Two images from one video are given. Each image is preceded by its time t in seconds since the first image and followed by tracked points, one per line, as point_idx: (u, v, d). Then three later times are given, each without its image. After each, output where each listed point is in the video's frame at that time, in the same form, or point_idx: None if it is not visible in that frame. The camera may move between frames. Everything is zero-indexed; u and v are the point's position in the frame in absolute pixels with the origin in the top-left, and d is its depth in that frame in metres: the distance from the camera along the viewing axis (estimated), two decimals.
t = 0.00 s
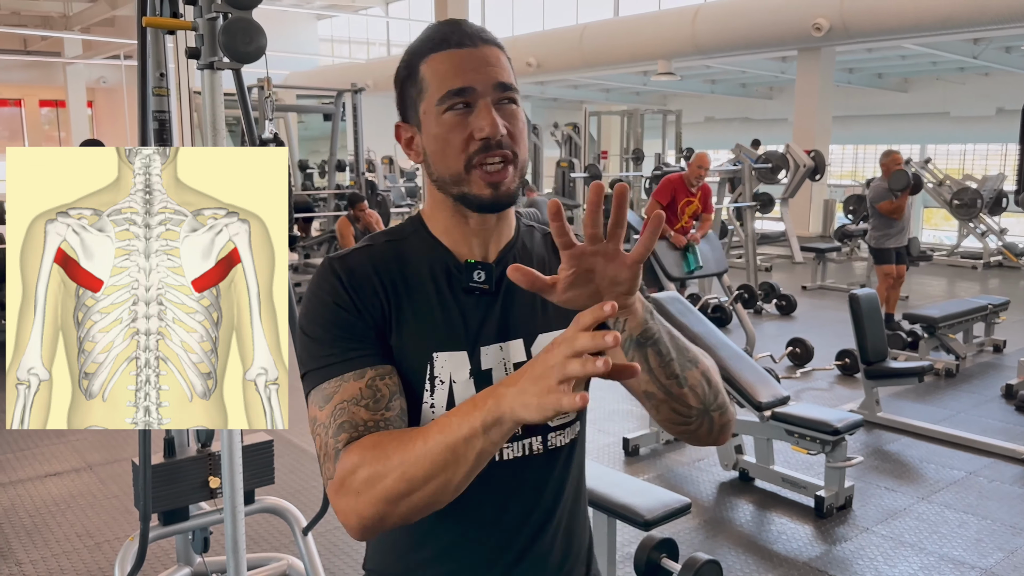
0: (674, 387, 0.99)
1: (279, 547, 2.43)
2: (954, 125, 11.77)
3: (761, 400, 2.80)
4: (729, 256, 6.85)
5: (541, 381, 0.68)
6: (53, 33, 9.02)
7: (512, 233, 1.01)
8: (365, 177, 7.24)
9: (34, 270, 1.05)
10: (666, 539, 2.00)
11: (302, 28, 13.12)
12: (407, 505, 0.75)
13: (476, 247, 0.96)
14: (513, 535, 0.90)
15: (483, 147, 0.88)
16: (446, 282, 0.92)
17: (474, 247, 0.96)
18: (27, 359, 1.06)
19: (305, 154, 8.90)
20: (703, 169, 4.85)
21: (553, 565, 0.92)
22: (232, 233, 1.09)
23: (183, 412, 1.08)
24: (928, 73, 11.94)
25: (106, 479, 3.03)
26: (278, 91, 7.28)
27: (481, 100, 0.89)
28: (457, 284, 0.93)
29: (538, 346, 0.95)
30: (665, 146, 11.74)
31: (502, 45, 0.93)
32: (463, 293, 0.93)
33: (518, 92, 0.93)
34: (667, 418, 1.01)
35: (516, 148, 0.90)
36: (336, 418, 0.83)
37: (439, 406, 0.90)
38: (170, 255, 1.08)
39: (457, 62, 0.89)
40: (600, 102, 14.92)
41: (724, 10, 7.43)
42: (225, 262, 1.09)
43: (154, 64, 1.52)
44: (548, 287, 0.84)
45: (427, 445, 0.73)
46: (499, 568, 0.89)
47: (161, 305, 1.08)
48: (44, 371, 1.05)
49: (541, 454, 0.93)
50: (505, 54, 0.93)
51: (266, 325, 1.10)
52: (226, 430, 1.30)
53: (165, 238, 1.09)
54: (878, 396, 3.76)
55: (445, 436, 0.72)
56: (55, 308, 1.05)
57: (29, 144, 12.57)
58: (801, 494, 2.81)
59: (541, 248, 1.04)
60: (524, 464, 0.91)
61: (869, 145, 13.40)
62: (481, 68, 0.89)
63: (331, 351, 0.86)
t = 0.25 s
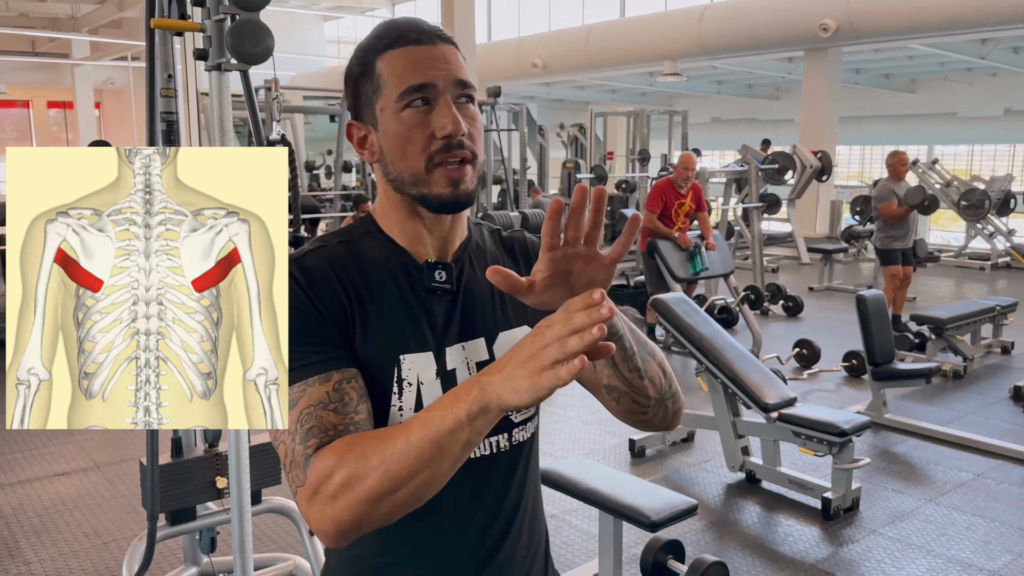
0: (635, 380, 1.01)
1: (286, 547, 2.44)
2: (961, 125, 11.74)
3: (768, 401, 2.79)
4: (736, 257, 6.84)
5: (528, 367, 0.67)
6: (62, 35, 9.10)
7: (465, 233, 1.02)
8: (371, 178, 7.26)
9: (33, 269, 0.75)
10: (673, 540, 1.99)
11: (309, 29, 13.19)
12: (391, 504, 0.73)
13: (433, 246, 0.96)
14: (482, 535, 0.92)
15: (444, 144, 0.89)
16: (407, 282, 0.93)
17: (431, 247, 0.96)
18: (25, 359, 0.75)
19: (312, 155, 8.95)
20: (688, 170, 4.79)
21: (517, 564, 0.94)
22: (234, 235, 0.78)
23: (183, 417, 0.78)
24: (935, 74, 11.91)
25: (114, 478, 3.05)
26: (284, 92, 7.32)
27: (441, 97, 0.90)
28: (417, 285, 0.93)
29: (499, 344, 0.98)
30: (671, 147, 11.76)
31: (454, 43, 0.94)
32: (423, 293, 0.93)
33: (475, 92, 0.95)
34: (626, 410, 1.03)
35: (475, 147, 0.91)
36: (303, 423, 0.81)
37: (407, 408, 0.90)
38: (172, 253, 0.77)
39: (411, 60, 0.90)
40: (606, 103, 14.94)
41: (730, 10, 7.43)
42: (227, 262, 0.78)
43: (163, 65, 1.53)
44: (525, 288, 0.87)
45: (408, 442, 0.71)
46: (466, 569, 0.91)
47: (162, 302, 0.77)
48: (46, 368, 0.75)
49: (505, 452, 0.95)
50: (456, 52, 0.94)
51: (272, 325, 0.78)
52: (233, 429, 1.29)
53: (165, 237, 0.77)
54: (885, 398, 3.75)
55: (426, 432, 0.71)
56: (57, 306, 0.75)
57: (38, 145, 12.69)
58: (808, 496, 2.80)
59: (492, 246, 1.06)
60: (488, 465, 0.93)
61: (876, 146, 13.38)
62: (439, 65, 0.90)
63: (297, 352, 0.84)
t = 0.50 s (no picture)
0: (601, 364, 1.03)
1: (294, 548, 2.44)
2: (970, 126, 11.71)
3: (778, 403, 2.78)
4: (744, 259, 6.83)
5: (536, 399, 0.67)
6: (72, 37, 9.17)
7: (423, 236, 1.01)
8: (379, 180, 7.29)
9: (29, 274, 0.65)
10: (681, 542, 1.99)
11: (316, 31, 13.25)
12: (391, 528, 0.72)
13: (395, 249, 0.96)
14: (453, 533, 0.95)
15: (408, 150, 0.88)
16: (376, 290, 0.92)
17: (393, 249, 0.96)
18: (26, 358, 0.65)
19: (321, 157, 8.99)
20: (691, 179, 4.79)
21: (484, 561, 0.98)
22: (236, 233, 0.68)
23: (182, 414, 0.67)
24: (944, 75, 11.87)
25: (123, 479, 3.06)
26: (293, 94, 7.35)
27: (407, 101, 0.89)
28: (388, 293, 0.93)
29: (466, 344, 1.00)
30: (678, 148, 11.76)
31: (418, 46, 0.92)
32: (392, 300, 0.93)
33: (440, 97, 0.93)
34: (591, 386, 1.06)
35: (438, 153, 0.91)
36: (293, 445, 0.78)
37: (386, 417, 0.89)
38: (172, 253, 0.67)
39: (376, 64, 0.88)
40: (613, 104, 14.95)
41: (738, 12, 7.43)
42: (226, 262, 0.68)
43: (173, 68, 1.53)
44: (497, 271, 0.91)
45: (413, 467, 0.70)
46: (439, 569, 0.94)
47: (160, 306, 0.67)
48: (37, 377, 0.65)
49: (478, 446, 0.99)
50: (421, 55, 0.92)
51: (274, 324, 0.69)
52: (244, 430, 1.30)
53: (164, 237, 0.67)
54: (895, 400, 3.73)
55: (431, 457, 0.70)
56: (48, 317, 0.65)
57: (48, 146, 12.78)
58: (817, 498, 2.80)
59: (446, 244, 1.06)
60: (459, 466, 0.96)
61: (884, 147, 13.35)
62: (404, 69, 0.89)
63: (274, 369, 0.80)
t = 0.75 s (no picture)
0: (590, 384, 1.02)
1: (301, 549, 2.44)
2: (977, 127, 11.67)
3: (785, 404, 2.79)
4: (751, 260, 6.81)
5: (544, 372, 0.66)
6: (80, 39, 9.24)
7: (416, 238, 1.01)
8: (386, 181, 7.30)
9: (33, 268, 0.61)
10: (688, 544, 1.98)
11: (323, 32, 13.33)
12: (412, 516, 0.70)
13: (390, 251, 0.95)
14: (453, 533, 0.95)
15: (391, 151, 0.85)
16: (373, 292, 0.91)
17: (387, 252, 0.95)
18: (26, 358, 0.62)
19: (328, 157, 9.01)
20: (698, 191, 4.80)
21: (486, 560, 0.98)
22: (235, 232, 0.64)
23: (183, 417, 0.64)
24: (951, 75, 11.84)
25: (131, 478, 3.07)
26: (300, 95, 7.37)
27: (389, 103, 0.86)
28: (384, 293, 0.93)
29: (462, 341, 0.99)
30: (684, 149, 11.77)
31: (400, 45, 0.90)
32: (388, 302, 0.93)
33: (424, 97, 0.91)
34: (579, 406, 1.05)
35: (423, 154, 0.88)
36: (307, 449, 0.76)
37: (387, 417, 0.90)
38: (170, 252, 0.63)
39: (356, 65, 0.85)
40: (619, 105, 14.97)
41: (745, 13, 7.42)
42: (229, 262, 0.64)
43: (182, 69, 1.54)
44: (518, 343, 0.76)
45: (426, 455, 0.68)
46: (444, 564, 0.94)
47: (160, 305, 0.64)
48: (44, 370, 0.62)
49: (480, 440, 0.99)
50: (405, 53, 0.90)
51: (274, 324, 0.65)
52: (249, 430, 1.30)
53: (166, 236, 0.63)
54: (903, 402, 3.72)
55: (444, 442, 0.68)
56: (54, 308, 0.61)
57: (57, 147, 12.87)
58: (825, 500, 2.79)
59: (439, 247, 1.05)
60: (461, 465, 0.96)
61: (891, 148, 13.32)
62: (385, 69, 0.86)
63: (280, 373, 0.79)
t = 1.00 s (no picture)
0: (624, 387, 1.03)
1: (309, 548, 2.45)
2: (985, 128, 11.62)
3: (793, 406, 2.77)
4: (758, 261, 6.80)
5: (562, 369, 0.67)
6: (87, 41, 9.25)
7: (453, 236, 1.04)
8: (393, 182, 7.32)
9: (34, 269, 0.79)
10: (696, 545, 1.98)
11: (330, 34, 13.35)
12: (433, 501, 0.75)
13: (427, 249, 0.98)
14: (489, 529, 0.96)
15: (425, 150, 0.90)
16: (407, 288, 0.95)
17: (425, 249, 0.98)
18: (25, 359, 0.79)
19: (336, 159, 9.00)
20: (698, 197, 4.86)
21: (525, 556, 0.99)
22: (233, 232, 0.82)
23: (183, 415, 0.81)
24: (959, 76, 11.80)
25: (138, 479, 3.08)
26: (308, 97, 7.38)
27: (424, 104, 0.91)
28: (418, 289, 0.96)
29: (497, 338, 1.01)
30: (691, 151, 11.74)
31: (434, 52, 0.95)
32: (423, 296, 0.96)
33: (458, 99, 0.96)
34: (616, 411, 1.06)
35: (456, 152, 0.93)
36: (335, 434, 0.82)
37: (419, 408, 0.93)
38: (171, 254, 0.81)
39: (393, 70, 0.91)
40: (626, 107, 14.94)
41: (753, 13, 7.40)
42: (227, 262, 0.82)
43: (190, 70, 1.54)
44: (542, 340, 0.75)
45: (448, 444, 0.72)
46: (479, 559, 0.95)
47: (160, 305, 0.81)
48: (44, 370, 0.79)
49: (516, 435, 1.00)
50: (438, 59, 0.95)
51: (272, 324, 0.81)
52: (258, 431, 1.29)
53: (165, 237, 0.81)
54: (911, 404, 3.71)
55: (465, 434, 0.71)
56: (55, 308, 0.79)
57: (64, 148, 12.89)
58: (833, 502, 2.78)
59: (478, 248, 1.08)
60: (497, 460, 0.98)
61: (899, 149, 13.27)
62: (421, 73, 0.91)
63: (309, 364, 0.84)
